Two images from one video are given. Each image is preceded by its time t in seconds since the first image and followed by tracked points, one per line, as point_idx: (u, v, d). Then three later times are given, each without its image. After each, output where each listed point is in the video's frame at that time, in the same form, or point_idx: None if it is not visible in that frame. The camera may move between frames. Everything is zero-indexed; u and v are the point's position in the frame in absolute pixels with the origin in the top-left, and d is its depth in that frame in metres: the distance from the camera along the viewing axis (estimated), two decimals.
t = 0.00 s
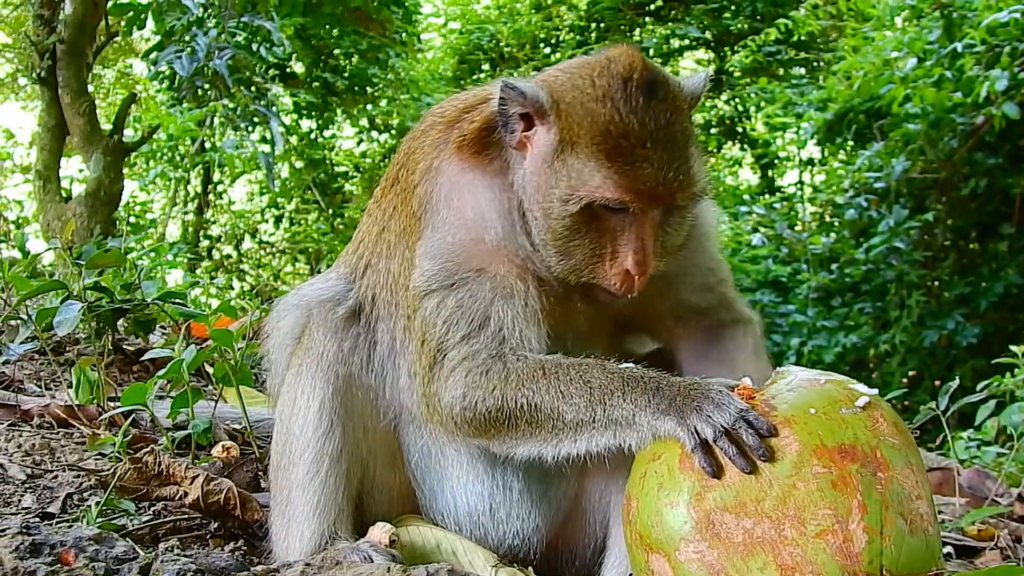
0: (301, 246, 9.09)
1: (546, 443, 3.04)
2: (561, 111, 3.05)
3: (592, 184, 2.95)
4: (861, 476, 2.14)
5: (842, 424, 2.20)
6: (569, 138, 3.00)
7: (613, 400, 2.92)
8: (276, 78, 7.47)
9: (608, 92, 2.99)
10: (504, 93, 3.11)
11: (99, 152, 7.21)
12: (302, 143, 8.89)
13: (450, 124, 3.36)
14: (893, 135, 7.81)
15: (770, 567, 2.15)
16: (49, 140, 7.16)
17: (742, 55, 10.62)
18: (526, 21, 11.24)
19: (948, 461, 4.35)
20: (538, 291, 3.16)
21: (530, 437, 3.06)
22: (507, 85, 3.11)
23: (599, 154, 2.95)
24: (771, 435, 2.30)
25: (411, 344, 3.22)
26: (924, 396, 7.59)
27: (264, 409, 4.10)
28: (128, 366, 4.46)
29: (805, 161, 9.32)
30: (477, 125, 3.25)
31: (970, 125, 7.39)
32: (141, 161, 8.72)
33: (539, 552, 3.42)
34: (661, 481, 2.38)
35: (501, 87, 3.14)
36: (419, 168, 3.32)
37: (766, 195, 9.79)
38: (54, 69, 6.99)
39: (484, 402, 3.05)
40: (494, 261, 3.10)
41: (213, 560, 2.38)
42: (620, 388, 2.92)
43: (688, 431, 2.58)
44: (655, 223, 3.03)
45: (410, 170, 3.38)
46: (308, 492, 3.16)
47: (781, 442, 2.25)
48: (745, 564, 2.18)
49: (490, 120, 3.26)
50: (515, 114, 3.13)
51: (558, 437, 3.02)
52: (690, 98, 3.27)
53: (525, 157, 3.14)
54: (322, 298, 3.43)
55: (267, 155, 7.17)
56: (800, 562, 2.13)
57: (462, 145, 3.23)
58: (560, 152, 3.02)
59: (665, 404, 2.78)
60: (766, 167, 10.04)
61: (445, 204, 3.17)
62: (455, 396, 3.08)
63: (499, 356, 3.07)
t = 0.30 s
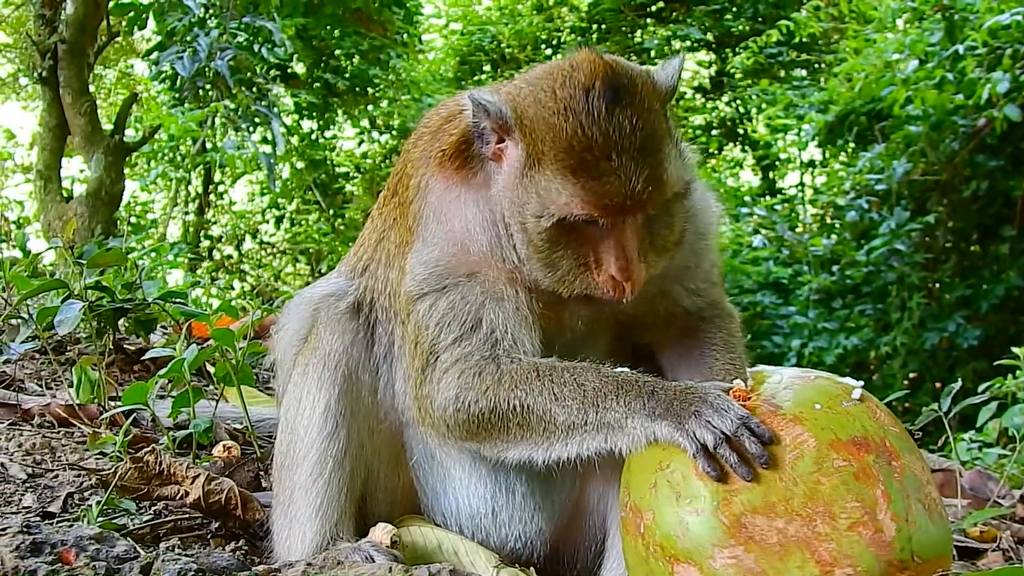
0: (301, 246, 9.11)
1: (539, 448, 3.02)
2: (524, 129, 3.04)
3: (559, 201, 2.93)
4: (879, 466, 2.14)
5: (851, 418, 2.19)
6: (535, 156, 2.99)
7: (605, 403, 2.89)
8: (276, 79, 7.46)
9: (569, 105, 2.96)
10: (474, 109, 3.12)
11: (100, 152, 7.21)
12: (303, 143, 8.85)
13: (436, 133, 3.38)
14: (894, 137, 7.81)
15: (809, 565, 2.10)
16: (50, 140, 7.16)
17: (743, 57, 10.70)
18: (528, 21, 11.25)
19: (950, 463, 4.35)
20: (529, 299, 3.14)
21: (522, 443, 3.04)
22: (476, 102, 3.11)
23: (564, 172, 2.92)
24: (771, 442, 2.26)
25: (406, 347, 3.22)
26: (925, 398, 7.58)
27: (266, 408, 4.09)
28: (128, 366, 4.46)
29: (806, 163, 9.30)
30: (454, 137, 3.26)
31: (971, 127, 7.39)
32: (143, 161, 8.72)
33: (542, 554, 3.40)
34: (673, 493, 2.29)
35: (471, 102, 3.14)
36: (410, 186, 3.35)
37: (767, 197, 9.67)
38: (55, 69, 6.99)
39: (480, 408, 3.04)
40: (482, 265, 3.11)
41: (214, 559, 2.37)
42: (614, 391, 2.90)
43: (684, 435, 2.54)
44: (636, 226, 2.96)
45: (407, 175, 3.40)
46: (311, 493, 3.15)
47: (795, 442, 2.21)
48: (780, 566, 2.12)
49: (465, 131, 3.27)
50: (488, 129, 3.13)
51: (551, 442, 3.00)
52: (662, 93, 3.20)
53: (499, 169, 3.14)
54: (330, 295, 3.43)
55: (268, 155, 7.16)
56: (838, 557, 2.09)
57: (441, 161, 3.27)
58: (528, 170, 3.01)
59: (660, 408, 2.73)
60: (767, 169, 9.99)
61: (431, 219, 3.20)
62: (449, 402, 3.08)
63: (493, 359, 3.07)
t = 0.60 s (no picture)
0: (301, 249, 9.04)
1: (539, 451, 3.01)
2: (498, 140, 3.00)
3: (536, 207, 2.87)
4: (881, 470, 2.12)
5: (852, 423, 2.17)
6: (509, 165, 2.94)
7: (604, 404, 2.88)
8: (275, 82, 7.48)
9: (537, 111, 2.91)
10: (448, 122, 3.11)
11: (99, 155, 7.20)
12: (302, 146, 8.83)
13: (421, 144, 3.40)
14: (894, 137, 7.81)
15: (811, 570, 2.08)
16: (49, 143, 7.17)
17: (743, 59, 10.64)
18: (526, 24, 11.27)
19: (950, 461, 4.34)
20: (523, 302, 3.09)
21: (523, 450, 3.04)
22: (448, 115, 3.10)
23: (537, 178, 2.85)
24: (766, 447, 2.24)
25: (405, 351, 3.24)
26: (926, 398, 7.58)
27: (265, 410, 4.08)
28: (128, 368, 4.45)
29: (806, 163, 9.29)
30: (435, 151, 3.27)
31: (970, 127, 7.39)
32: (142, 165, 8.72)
33: (545, 552, 3.41)
34: (673, 498, 2.27)
35: (443, 115, 3.15)
36: (400, 203, 3.35)
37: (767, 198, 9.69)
38: (54, 72, 7.00)
39: (481, 413, 3.05)
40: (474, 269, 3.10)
41: (213, 559, 2.36)
42: (612, 392, 2.88)
43: (682, 436, 2.52)
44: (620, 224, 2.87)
45: (399, 183, 3.42)
46: (311, 494, 3.15)
47: (796, 446, 2.19)
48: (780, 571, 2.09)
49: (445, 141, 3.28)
50: (463, 140, 3.12)
51: (551, 444, 2.99)
52: (633, 87, 3.12)
53: (479, 177, 3.11)
54: (328, 296, 3.44)
55: (267, 158, 7.16)
56: (839, 561, 2.07)
57: (425, 175, 3.28)
58: (504, 180, 2.96)
59: (658, 408, 2.71)
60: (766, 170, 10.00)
61: (421, 228, 3.20)
62: (452, 409, 3.09)
63: (492, 363, 3.08)
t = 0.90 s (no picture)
0: (302, 250, 9.09)
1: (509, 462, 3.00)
2: (507, 153, 2.95)
3: (544, 226, 2.85)
4: (858, 441, 2.04)
5: (828, 400, 2.11)
6: (518, 181, 2.90)
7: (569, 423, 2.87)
8: (275, 83, 7.47)
9: (545, 128, 2.87)
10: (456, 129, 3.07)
11: (100, 157, 7.20)
12: (303, 147, 8.85)
13: (426, 149, 3.38)
14: (895, 137, 7.81)
15: (793, 539, 1.99)
16: (51, 145, 7.17)
17: (744, 58, 10.72)
18: (527, 24, 11.28)
19: (953, 461, 4.34)
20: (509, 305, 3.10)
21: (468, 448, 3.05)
22: (454, 126, 3.07)
23: (542, 197, 2.83)
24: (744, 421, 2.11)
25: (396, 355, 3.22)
26: (927, 398, 7.58)
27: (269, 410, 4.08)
28: (131, 368, 4.46)
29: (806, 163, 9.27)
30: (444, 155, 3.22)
31: (972, 127, 7.39)
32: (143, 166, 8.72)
33: (547, 545, 3.40)
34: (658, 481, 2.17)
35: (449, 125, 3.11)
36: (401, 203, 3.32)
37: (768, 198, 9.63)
38: (55, 74, 7.00)
39: (436, 408, 3.04)
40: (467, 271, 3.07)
41: (220, 559, 2.36)
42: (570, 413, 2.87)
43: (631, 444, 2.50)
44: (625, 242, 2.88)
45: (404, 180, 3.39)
46: (316, 494, 3.15)
47: (768, 419, 2.08)
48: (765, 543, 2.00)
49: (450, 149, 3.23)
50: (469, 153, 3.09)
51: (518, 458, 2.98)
52: (638, 98, 3.09)
53: (484, 188, 3.08)
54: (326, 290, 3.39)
55: (269, 159, 7.16)
56: (822, 529, 1.97)
57: (429, 181, 3.24)
58: (512, 194, 2.92)
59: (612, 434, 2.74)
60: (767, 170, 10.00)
61: (418, 235, 3.15)
62: (410, 396, 3.07)
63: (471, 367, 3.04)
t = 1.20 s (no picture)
0: (301, 248, 8.98)
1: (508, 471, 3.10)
2: (513, 159, 2.96)
3: (549, 229, 2.85)
4: (898, 449, 2.11)
5: (864, 407, 2.19)
6: (524, 185, 2.91)
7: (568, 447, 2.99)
8: (274, 81, 7.47)
9: (550, 132, 2.86)
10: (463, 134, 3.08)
11: (100, 154, 7.20)
12: (302, 145, 8.86)
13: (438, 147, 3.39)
14: (894, 136, 7.81)
15: (840, 546, 2.02)
16: (50, 143, 7.17)
17: (743, 57, 10.71)
18: (526, 23, 11.27)
19: (953, 459, 4.34)
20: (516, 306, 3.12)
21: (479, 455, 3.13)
22: (460, 127, 3.09)
23: (548, 201, 2.83)
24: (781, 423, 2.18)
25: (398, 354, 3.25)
26: (927, 397, 7.59)
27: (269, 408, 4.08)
28: (131, 367, 4.45)
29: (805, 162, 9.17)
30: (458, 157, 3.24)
31: (971, 125, 7.39)
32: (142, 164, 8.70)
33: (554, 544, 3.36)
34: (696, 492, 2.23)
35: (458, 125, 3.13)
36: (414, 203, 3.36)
37: (767, 196, 9.64)
38: (55, 72, 6.99)
39: (446, 413, 3.11)
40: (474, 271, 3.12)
41: (220, 557, 2.35)
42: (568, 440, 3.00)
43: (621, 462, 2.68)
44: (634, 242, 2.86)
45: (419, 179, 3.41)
46: (315, 491, 3.15)
47: (808, 423, 2.14)
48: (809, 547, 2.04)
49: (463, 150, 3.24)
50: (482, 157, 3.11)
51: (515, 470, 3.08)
52: (648, 102, 3.06)
53: (496, 188, 3.09)
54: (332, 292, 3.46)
55: (268, 157, 7.16)
56: (867, 537, 2.01)
57: (443, 180, 3.27)
58: (520, 197, 2.93)
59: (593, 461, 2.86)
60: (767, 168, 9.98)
61: (431, 233, 3.20)
62: (421, 396, 3.13)
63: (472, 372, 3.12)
